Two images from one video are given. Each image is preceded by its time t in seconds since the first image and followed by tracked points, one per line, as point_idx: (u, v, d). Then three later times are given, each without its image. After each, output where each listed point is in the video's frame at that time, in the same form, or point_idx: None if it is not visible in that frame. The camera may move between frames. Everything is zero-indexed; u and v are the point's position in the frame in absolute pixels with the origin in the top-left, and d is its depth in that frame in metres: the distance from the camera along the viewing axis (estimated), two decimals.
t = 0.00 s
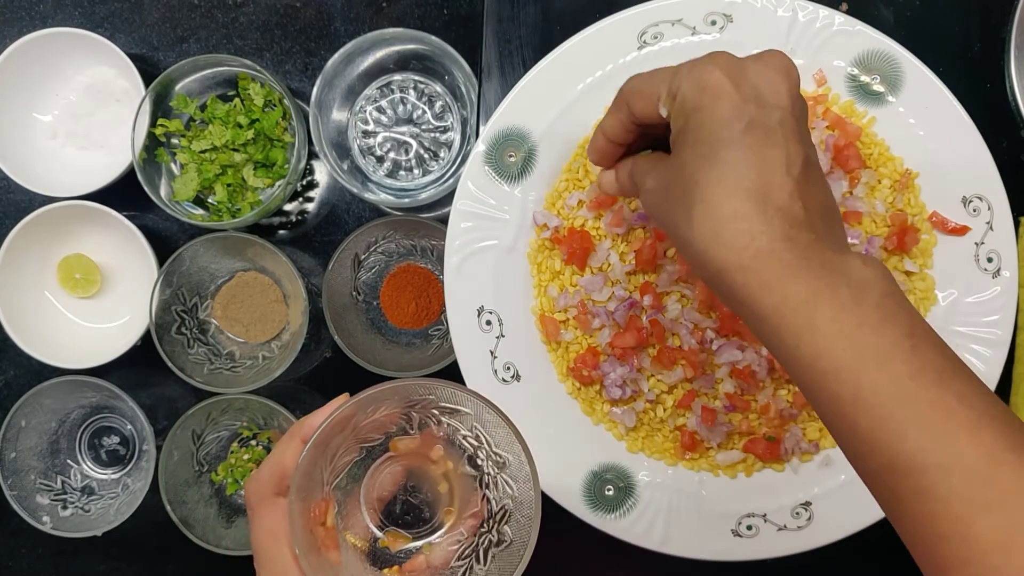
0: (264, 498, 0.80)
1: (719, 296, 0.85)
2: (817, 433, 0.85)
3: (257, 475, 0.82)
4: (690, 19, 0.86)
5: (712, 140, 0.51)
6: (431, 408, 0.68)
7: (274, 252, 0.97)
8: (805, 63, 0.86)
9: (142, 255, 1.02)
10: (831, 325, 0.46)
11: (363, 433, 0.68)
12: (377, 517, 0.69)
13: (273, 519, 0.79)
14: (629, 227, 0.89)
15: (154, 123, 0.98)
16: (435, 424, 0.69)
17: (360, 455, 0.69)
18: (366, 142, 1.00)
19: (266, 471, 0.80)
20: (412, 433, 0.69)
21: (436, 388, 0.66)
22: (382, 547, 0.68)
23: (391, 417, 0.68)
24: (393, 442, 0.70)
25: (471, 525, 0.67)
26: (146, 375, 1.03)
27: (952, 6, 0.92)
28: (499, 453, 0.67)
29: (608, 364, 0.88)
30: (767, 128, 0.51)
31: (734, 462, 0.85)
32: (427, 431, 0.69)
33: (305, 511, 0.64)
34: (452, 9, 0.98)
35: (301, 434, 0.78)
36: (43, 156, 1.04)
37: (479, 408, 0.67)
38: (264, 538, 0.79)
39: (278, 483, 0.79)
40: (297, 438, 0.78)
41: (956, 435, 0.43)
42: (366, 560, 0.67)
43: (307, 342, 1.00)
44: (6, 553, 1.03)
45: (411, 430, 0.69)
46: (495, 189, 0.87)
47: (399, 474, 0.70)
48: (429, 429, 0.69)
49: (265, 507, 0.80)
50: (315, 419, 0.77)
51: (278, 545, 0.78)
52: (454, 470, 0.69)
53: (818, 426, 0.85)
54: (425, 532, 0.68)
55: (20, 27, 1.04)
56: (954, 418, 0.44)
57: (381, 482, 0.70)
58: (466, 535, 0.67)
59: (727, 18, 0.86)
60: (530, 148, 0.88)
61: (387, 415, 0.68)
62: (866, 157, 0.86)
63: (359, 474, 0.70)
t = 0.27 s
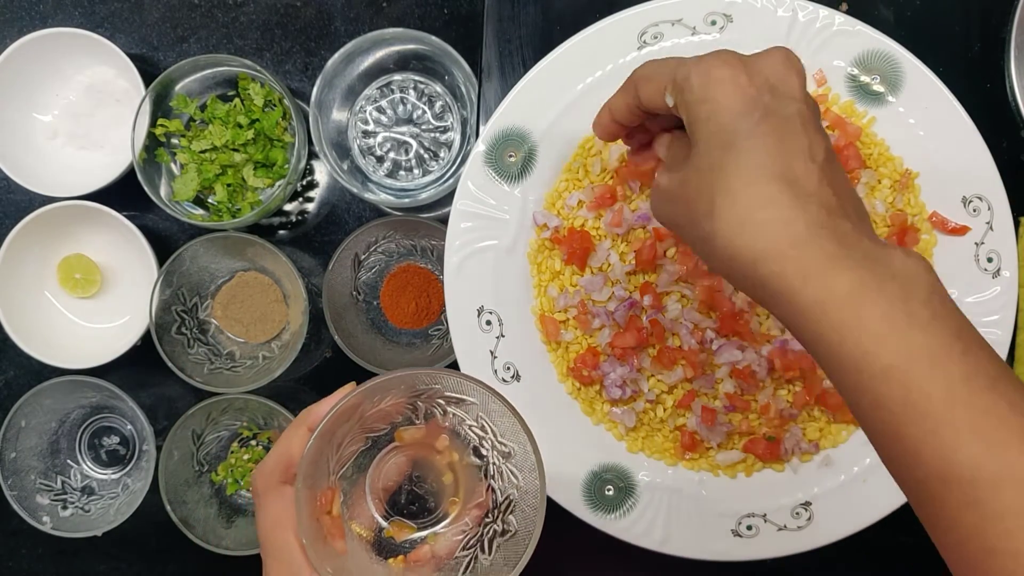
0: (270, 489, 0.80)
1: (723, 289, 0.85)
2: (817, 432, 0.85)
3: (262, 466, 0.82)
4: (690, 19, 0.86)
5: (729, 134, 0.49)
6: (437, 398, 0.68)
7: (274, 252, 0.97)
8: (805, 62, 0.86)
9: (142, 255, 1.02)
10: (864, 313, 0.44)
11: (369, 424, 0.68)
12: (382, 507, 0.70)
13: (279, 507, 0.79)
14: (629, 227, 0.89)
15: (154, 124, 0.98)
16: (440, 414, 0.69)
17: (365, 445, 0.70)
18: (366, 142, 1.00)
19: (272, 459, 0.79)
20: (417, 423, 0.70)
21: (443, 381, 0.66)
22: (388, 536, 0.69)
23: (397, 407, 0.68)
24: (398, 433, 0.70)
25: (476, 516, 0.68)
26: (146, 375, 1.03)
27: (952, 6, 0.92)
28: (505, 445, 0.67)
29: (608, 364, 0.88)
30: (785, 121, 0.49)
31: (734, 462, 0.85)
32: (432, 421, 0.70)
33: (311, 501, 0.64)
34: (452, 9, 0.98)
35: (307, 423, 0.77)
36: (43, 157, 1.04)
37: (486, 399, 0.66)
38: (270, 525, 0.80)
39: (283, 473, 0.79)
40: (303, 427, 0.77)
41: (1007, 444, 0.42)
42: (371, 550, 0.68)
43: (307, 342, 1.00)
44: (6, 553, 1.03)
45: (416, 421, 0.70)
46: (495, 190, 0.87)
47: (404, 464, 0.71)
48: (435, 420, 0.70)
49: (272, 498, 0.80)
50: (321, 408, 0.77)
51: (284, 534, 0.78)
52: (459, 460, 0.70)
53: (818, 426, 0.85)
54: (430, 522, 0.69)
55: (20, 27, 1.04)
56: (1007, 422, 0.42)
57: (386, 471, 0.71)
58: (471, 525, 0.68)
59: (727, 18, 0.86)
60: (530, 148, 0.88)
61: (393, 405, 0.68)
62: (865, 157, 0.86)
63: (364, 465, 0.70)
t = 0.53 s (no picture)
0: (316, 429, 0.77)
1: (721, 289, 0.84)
2: (817, 433, 0.84)
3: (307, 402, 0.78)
4: (690, 19, 0.86)
5: (787, 252, 0.54)
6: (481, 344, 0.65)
7: (274, 252, 0.97)
8: (805, 63, 0.86)
9: (142, 255, 1.02)
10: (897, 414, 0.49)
11: (411, 367, 0.65)
12: (419, 454, 0.66)
13: (323, 446, 0.76)
14: (629, 227, 0.88)
15: (154, 124, 0.98)
16: (483, 361, 0.66)
17: (407, 390, 0.66)
18: (366, 142, 1.00)
19: (318, 397, 0.76)
20: (459, 369, 0.66)
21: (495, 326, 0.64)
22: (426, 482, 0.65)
23: (441, 351, 0.65)
24: (438, 379, 0.66)
25: (513, 465, 0.65)
26: (146, 375, 1.03)
27: (952, 6, 0.92)
28: (545, 397, 0.64)
29: (608, 364, 0.88)
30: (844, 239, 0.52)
31: (734, 463, 0.85)
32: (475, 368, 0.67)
33: (353, 443, 0.62)
34: (452, 9, 0.98)
35: (354, 364, 0.74)
36: (43, 157, 1.04)
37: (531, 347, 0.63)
38: (315, 464, 0.76)
39: (329, 413, 0.76)
40: (350, 367, 0.74)
41: None
42: (408, 497, 0.64)
43: (307, 342, 1.00)
44: (6, 553, 1.03)
45: (458, 366, 0.66)
46: (495, 190, 0.87)
47: (443, 411, 0.67)
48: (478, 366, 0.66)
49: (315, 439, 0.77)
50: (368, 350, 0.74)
51: (326, 474, 0.74)
52: (500, 409, 0.67)
53: (817, 427, 0.84)
54: (466, 470, 0.66)
55: (20, 27, 1.04)
56: None
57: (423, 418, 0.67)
58: (507, 476, 0.65)
59: (727, 19, 0.86)
60: (530, 148, 0.88)
61: (438, 349, 0.65)
62: (866, 157, 0.85)
63: (403, 410, 0.67)
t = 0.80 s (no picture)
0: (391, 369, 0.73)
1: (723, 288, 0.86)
2: (817, 433, 0.84)
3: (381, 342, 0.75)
4: (690, 19, 0.86)
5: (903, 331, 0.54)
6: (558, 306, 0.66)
7: (274, 253, 0.97)
8: (805, 63, 0.86)
9: (142, 255, 1.02)
10: (937, 438, 0.54)
11: (487, 321, 0.66)
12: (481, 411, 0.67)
13: (394, 391, 0.73)
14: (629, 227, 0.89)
15: (154, 124, 0.98)
16: (557, 325, 0.67)
17: (477, 346, 0.67)
18: (366, 142, 1.00)
19: (396, 337, 0.73)
20: (532, 331, 0.67)
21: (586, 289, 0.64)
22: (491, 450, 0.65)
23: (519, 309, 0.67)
24: (510, 338, 0.67)
25: (575, 432, 0.65)
26: (146, 375, 1.03)
27: (952, 6, 0.92)
28: (616, 359, 0.64)
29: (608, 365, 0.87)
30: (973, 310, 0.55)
31: (734, 463, 0.85)
32: (549, 330, 0.67)
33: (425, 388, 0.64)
34: (451, 9, 0.98)
35: (439, 308, 0.72)
36: (43, 157, 1.04)
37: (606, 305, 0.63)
38: (390, 409, 0.73)
39: (407, 354, 0.73)
40: (434, 310, 0.72)
41: None
42: (470, 453, 0.65)
43: (307, 343, 1.00)
44: (6, 553, 1.03)
45: (533, 327, 0.67)
46: (495, 190, 0.87)
47: (510, 371, 0.68)
48: (554, 327, 0.67)
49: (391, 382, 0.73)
50: (452, 295, 0.73)
51: (405, 418, 0.72)
52: (567, 373, 0.67)
53: (818, 427, 0.84)
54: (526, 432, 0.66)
55: (20, 27, 1.04)
56: None
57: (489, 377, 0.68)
58: (568, 442, 0.66)
59: (727, 19, 0.86)
60: (530, 148, 0.88)
61: (517, 306, 0.66)
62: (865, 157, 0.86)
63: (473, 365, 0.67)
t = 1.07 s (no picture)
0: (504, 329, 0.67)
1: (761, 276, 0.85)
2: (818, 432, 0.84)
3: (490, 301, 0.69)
4: (690, 19, 0.86)
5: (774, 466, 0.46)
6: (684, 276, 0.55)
7: (274, 252, 0.97)
8: (805, 62, 0.86)
9: (142, 255, 1.02)
10: None
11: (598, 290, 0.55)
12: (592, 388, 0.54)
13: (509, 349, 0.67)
14: (629, 228, 0.88)
15: (154, 124, 0.98)
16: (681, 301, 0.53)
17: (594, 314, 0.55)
18: (366, 142, 1.00)
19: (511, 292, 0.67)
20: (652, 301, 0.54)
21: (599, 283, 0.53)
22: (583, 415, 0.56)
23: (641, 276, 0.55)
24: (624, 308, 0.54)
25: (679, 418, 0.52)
26: (146, 375, 1.03)
27: (952, 6, 0.92)
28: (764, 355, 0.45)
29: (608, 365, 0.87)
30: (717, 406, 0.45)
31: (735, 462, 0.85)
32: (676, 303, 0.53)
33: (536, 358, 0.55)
34: (451, 9, 0.98)
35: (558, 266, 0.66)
36: (43, 157, 1.04)
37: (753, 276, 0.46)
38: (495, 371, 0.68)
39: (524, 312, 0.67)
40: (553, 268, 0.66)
41: None
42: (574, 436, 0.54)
43: (307, 343, 1.00)
44: (5, 553, 1.03)
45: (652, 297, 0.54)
46: (495, 190, 0.88)
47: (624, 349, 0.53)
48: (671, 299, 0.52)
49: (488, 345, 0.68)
50: (576, 253, 0.66)
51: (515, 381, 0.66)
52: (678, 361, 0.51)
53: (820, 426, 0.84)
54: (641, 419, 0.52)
55: (20, 27, 1.04)
56: None
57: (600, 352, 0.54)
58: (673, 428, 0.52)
59: (727, 18, 0.86)
60: (530, 148, 0.88)
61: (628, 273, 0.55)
62: (866, 158, 0.86)
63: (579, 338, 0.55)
